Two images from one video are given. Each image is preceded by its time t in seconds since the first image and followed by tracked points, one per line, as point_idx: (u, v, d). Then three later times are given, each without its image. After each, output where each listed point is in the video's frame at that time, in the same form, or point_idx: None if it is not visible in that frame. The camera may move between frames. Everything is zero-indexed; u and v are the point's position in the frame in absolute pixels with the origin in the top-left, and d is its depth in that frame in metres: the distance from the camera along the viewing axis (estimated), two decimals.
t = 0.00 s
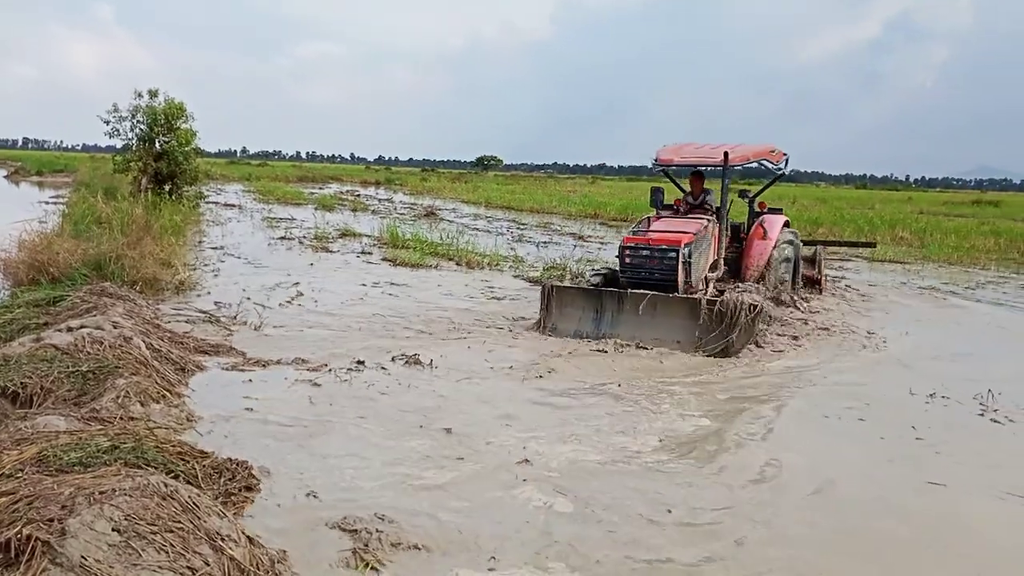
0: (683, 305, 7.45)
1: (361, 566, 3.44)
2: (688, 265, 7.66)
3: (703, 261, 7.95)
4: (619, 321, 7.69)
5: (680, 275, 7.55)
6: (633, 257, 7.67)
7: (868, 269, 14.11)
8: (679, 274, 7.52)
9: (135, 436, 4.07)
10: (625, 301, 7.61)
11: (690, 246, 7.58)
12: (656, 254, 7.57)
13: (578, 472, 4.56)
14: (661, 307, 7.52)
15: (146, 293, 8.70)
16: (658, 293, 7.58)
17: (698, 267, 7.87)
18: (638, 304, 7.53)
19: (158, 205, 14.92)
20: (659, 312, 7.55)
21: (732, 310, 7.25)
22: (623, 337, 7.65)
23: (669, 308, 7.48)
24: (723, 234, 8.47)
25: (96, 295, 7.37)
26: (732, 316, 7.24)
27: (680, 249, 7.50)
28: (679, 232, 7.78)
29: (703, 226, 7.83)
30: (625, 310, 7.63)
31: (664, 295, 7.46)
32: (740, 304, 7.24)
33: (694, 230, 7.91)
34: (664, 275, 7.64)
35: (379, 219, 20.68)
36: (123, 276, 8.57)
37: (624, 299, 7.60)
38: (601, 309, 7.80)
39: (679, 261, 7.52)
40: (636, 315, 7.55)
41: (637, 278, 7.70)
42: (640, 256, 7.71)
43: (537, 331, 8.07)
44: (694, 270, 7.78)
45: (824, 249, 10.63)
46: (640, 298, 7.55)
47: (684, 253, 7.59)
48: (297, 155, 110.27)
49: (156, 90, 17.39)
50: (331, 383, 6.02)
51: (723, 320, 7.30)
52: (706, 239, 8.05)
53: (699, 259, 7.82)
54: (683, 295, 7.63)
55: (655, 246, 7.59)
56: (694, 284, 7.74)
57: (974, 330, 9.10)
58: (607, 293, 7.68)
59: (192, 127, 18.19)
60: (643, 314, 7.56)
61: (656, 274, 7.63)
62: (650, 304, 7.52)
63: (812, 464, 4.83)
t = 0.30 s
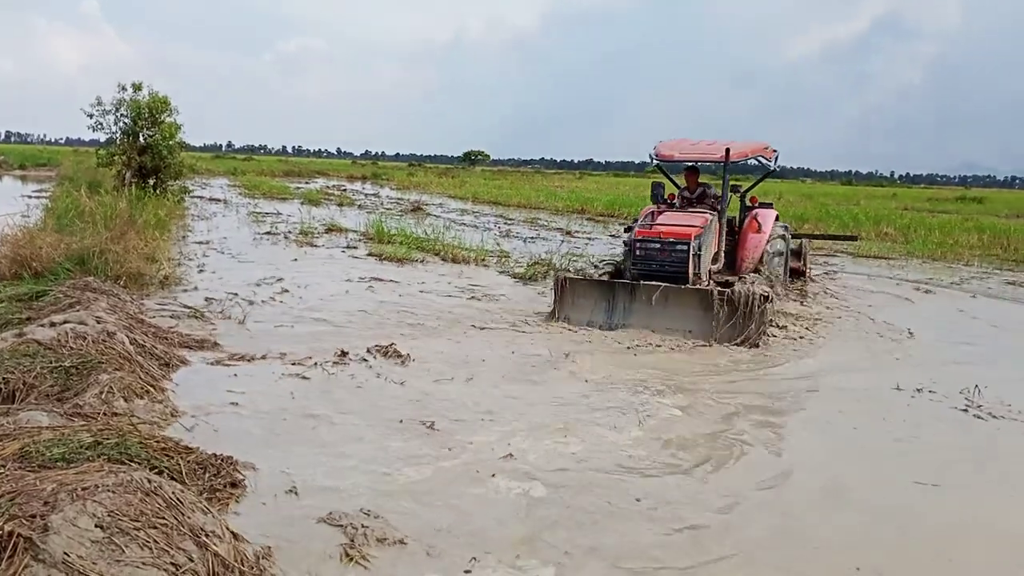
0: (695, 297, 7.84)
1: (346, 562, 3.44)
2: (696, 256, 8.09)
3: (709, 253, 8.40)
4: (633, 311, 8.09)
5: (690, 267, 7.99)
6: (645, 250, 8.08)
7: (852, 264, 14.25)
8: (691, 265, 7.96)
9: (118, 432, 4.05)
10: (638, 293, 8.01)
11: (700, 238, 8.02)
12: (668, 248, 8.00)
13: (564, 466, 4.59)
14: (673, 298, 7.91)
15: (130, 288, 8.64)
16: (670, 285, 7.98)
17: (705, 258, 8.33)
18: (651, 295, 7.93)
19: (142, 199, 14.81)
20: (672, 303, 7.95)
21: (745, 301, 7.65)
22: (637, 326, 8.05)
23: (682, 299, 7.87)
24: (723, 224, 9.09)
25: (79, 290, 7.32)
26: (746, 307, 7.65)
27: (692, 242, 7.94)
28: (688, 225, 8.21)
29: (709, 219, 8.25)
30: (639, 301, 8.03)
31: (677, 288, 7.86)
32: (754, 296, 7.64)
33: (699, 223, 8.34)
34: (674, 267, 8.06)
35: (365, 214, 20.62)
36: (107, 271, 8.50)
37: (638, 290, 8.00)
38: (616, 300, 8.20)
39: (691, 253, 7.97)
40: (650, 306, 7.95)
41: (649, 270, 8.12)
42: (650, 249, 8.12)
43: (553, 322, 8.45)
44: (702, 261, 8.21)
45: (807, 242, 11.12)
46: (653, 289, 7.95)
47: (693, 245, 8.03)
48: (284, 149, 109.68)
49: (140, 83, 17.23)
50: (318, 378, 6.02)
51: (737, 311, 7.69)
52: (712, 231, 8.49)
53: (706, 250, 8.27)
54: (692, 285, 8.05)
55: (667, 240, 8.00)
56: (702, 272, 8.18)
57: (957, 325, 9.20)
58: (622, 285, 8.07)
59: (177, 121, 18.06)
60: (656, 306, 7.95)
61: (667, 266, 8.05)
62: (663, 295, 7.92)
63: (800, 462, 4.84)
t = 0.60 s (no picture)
0: (705, 287, 8.02)
1: (343, 554, 3.45)
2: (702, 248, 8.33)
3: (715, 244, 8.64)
4: (644, 302, 8.27)
5: (697, 257, 8.22)
6: (654, 242, 8.31)
7: (849, 256, 14.26)
8: (698, 255, 8.19)
9: (115, 425, 4.04)
10: (649, 284, 8.18)
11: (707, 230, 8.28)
12: (676, 240, 8.24)
13: (561, 458, 4.59)
14: (683, 288, 8.09)
15: (126, 281, 8.62)
16: (680, 276, 8.14)
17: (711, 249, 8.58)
18: (662, 286, 8.10)
19: (138, 192, 14.76)
20: (681, 293, 8.13)
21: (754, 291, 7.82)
22: (648, 316, 8.25)
23: (691, 289, 8.05)
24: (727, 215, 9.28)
25: (75, 283, 7.30)
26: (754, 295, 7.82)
27: (700, 233, 8.18)
28: (693, 218, 8.48)
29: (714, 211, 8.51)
30: (649, 292, 8.20)
31: (686, 279, 8.03)
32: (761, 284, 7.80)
33: (705, 215, 8.59)
34: (682, 258, 8.28)
35: (361, 207, 20.57)
36: (102, 265, 8.48)
37: (649, 281, 8.17)
38: (627, 291, 8.37)
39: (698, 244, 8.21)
40: (660, 297, 8.13)
41: (658, 261, 8.35)
42: (658, 241, 8.34)
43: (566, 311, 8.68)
44: (708, 252, 8.45)
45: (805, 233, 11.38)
46: (663, 281, 8.12)
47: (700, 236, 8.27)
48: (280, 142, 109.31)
49: (135, 76, 17.15)
50: (315, 371, 6.02)
51: (746, 299, 7.86)
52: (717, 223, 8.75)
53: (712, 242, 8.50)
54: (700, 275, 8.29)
55: (675, 232, 8.26)
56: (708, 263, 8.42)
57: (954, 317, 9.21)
58: (633, 277, 8.24)
59: (172, 113, 17.99)
60: (666, 296, 8.13)
61: (676, 257, 8.28)
62: (673, 286, 8.10)
63: (799, 453, 4.83)
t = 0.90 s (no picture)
0: (702, 286, 8.15)
1: (339, 555, 3.44)
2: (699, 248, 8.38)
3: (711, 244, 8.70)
4: (642, 300, 8.42)
5: (694, 258, 8.27)
6: (652, 243, 8.35)
7: (843, 257, 14.31)
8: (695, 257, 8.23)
9: (109, 426, 4.03)
10: (647, 283, 8.32)
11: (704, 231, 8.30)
12: (673, 241, 8.27)
13: (558, 459, 4.59)
14: (680, 287, 8.22)
15: (120, 282, 8.60)
16: (677, 275, 8.26)
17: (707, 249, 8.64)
18: (659, 286, 8.24)
19: (132, 193, 14.73)
20: (679, 292, 8.27)
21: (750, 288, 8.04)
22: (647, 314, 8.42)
23: (688, 289, 8.18)
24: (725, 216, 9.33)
25: (70, 284, 7.28)
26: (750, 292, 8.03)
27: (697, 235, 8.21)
28: (691, 219, 8.50)
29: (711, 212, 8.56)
30: (647, 290, 8.35)
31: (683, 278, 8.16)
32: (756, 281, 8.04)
33: (703, 216, 8.61)
34: (679, 258, 8.33)
35: (357, 207, 20.54)
36: (97, 265, 8.46)
37: (647, 281, 8.30)
38: (626, 289, 8.52)
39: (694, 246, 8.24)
40: (657, 296, 8.27)
41: (656, 261, 8.40)
42: (656, 242, 8.38)
43: (567, 307, 8.89)
44: (704, 253, 8.50)
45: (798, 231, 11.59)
46: (660, 280, 8.25)
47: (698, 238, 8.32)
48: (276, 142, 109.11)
49: (129, 76, 17.11)
50: (311, 371, 6.01)
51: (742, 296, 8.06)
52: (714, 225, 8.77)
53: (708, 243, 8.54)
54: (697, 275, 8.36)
55: (672, 233, 8.29)
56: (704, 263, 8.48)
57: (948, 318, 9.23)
58: (632, 275, 8.38)
59: (167, 114, 17.95)
60: (664, 294, 8.28)
61: (673, 257, 8.32)
62: (671, 285, 8.23)
63: (796, 454, 4.84)
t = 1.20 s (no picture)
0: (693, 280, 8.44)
1: (341, 556, 3.44)
2: (694, 243, 8.70)
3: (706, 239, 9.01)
4: (638, 293, 8.77)
5: (688, 253, 8.59)
6: (647, 239, 8.72)
7: (844, 257, 14.30)
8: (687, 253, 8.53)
9: (112, 428, 4.03)
10: (641, 277, 8.66)
11: (697, 229, 8.58)
12: (667, 237, 8.61)
13: (561, 459, 4.59)
14: (673, 281, 8.53)
15: (122, 283, 8.61)
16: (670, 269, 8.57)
17: (703, 244, 8.94)
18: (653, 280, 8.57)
19: (134, 195, 14.73)
20: (672, 286, 8.57)
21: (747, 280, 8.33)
22: (642, 307, 8.75)
23: (680, 282, 8.47)
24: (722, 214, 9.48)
25: (71, 286, 7.28)
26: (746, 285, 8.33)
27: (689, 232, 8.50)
28: (686, 216, 8.80)
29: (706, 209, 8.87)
30: (642, 284, 8.69)
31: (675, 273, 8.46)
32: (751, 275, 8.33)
33: (699, 213, 8.89)
34: (673, 253, 8.69)
35: (358, 209, 20.54)
36: (98, 267, 8.47)
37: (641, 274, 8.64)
38: (622, 282, 8.86)
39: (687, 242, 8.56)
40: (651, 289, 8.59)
41: (651, 256, 8.78)
42: (651, 238, 8.76)
43: (568, 307, 8.90)
44: (699, 248, 8.80)
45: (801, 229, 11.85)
46: (654, 274, 8.58)
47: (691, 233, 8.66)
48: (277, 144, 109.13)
49: (130, 78, 17.12)
50: (313, 372, 6.01)
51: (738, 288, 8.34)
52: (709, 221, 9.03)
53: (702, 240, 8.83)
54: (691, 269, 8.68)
55: (666, 229, 8.63)
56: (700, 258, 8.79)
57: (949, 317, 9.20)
58: (628, 270, 8.72)
59: (168, 115, 17.96)
60: (658, 288, 8.61)
61: (668, 252, 8.69)
62: (664, 279, 8.55)
63: (799, 454, 4.82)
